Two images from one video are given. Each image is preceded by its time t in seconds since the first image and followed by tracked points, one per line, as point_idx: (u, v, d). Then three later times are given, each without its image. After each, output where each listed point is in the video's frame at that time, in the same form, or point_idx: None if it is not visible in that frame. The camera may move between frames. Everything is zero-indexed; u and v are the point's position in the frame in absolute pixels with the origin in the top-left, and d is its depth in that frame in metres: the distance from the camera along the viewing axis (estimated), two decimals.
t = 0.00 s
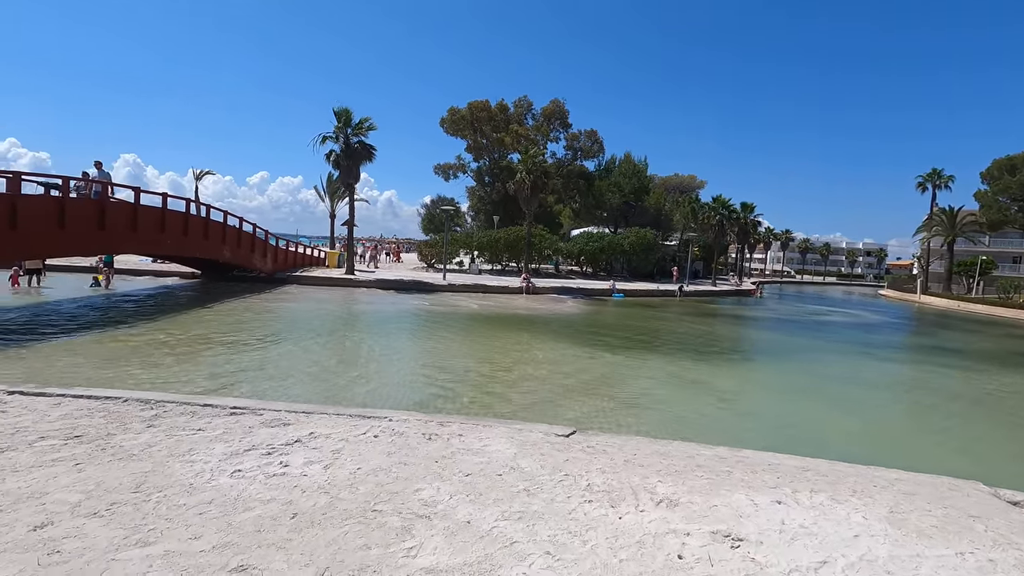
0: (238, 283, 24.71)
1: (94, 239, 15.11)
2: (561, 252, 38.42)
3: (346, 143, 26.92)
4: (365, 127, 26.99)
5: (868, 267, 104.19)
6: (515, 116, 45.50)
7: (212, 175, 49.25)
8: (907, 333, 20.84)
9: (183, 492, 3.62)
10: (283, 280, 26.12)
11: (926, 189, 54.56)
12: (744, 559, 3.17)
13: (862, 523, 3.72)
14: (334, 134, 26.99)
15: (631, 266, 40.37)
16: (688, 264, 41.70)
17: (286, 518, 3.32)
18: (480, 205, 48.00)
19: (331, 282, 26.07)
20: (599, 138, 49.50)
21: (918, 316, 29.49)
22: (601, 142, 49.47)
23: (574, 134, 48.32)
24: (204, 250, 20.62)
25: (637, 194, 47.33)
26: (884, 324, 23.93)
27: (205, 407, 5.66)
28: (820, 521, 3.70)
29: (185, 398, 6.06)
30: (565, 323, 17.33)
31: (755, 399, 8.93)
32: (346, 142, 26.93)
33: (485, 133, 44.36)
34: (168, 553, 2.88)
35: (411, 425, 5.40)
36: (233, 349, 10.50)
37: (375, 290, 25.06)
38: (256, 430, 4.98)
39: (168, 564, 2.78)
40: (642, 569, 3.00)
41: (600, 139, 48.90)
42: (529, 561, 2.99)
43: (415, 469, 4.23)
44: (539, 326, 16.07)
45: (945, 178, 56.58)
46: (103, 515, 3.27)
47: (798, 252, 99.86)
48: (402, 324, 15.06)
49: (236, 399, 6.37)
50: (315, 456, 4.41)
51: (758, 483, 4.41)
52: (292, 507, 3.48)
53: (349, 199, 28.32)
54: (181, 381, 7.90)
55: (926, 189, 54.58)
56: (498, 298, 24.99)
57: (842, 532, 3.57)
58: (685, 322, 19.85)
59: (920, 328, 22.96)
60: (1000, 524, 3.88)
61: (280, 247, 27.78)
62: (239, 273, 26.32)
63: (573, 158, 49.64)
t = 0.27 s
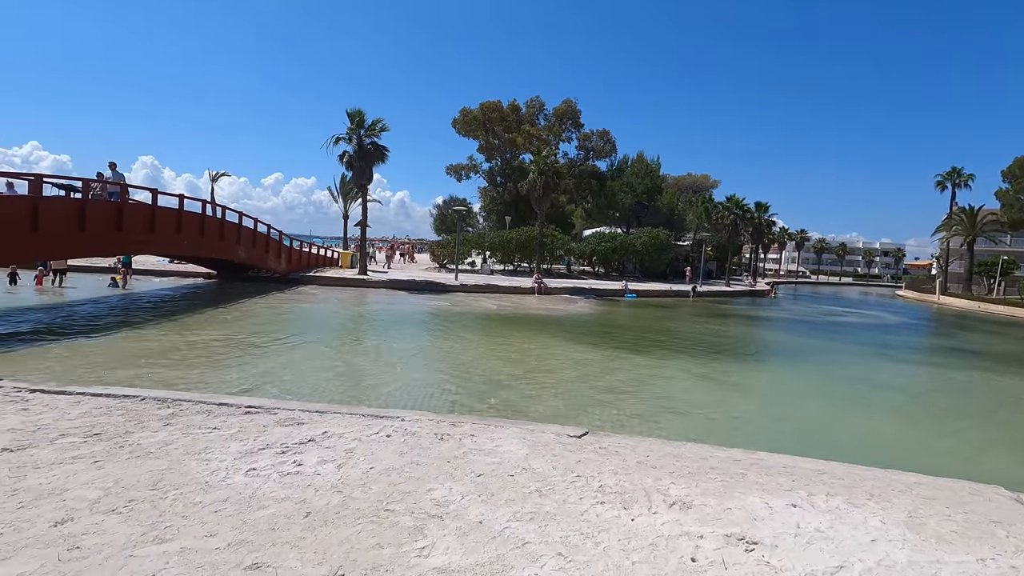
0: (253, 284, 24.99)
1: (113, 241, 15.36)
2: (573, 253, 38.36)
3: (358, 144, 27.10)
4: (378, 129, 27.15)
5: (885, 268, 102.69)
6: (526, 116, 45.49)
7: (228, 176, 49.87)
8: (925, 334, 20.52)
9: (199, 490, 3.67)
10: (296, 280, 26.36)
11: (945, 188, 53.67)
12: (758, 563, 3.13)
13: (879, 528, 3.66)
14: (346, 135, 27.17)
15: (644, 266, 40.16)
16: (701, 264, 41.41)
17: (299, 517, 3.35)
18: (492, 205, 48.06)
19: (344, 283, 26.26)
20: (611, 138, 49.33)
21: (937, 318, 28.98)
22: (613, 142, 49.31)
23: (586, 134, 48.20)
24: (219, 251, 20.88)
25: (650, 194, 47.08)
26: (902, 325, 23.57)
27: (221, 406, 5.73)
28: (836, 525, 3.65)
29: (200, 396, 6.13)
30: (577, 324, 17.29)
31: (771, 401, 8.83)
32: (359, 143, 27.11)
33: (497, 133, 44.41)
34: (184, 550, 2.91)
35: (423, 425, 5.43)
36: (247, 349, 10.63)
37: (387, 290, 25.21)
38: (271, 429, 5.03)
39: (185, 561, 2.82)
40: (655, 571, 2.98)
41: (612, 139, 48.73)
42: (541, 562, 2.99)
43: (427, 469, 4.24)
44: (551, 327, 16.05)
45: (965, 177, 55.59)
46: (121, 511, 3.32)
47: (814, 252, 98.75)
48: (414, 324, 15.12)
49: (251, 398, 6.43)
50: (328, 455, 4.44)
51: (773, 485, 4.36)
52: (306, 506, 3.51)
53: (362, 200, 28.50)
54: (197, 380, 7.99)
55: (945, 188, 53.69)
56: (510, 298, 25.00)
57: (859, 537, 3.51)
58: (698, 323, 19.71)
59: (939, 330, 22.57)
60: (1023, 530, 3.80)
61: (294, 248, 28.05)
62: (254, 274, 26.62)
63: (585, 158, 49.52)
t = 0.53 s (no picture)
0: (269, 284, 25.27)
1: (133, 241, 15.61)
2: (586, 253, 38.25)
3: (373, 145, 27.28)
4: (392, 130, 27.30)
5: (905, 268, 100.89)
6: (540, 117, 45.45)
7: (244, 177, 50.45)
8: (946, 336, 20.12)
9: (216, 487, 3.72)
10: (312, 280, 26.61)
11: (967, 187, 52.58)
12: (776, 567, 3.09)
13: (900, 533, 3.59)
14: (360, 137, 27.36)
15: (658, 266, 39.89)
16: (716, 264, 41.06)
17: (314, 515, 3.37)
18: (506, 206, 48.07)
19: (359, 283, 26.46)
20: (624, 138, 49.10)
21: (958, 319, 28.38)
22: (627, 142, 49.07)
23: (599, 134, 48.02)
24: (236, 251, 21.14)
25: (664, 194, 46.76)
26: (922, 327, 23.13)
27: (237, 405, 5.80)
28: (855, 530, 3.59)
29: (216, 395, 6.20)
30: (590, 324, 17.22)
31: (787, 403, 8.71)
32: (373, 144, 27.28)
33: (511, 133, 44.43)
34: (202, 547, 2.95)
35: (437, 425, 5.44)
36: (262, 348, 10.73)
37: (401, 291, 25.34)
38: (286, 428, 5.07)
39: (202, 558, 2.85)
40: (670, 574, 2.96)
41: (626, 139, 48.51)
42: (555, 564, 2.97)
43: (441, 469, 4.25)
44: (565, 327, 16.01)
45: (988, 175, 54.44)
46: (140, 508, 3.37)
47: (831, 252, 97.34)
48: (427, 324, 15.18)
49: (264, 396, 6.50)
50: (343, 454, 4.47)
51: (791, 489, 4.30)
52: (321, 504, 3.53)
53: (376, 201, 28.67)
54: (214, 379, 8.08)
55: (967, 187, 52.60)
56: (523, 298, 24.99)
57: (879, 542, 3.45)
58: (713, 324, 19.53)
59: (961, 331, 22.11)
60: None
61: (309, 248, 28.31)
62: (270, 274, 26.92)
63: (598, 158, 49.33)
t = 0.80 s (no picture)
0: (285, 283, 25.56)
1: (154, 240, 15.90)
2: (600, 253, 38.11)
3: (388, 145, 27.43)
4: (407, 130, 27.44)
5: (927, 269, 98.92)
6: (554, 116, 45.35)
7: (261, 177, 51.01)
8: (970, 338, 19.68)
9: (234, 484, 3.76)
10: (327, 280, 26.85)
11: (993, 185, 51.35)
12: (795, 572, 3.04)
13: (924, 539, 3.51)
14: (376, 137, 27.52)
15: (673, 266, 39.56)
16: (732, 265, 40.64)
17: (331, 513, 3.40)
18: (520, 205, 48.05)
19: (373, 282, 26.62)
20: (640, 137, 48.78)
21: (983, 321, 27.72)
22: (642, 141, 48.76)
23: (614, 133, 47.76)
24: (254, 251, 21.42)
25: (679, 193, 46.35)
26: (945, 328, 22.66)
27: (255, 403, 5.86)
28: (877, 535, 3.52)
29: (234, 393, 6.28)
30: (605, 324, 17.14)
31: (807, 406, 8.55)
32: (388, 145, 27.44)
33: (525, 133, 44.40)
34: (220, 543, 2.98)
35: (451, 424, 5.44)
36: (279, 346, 10.86)
37: (416, 290, 25.46)
38: (303, 426, 5.12)
39: (221, 553, 2.88)
40: None
41: (641, 138, 48.21)
42: (570, 565, 2.96)
43: (456, 468, 4.25)
44: (579, 327, 15.95)
45: (1014, 174, 53.14)
46: (160, 503, 3.42)
47: (850, 252, 95.77)
48: (442, 323, 15.23)
49: (280, 394, 6.58)
50: (358, 452, 4.49)
51: (810, 493, 4.23)
52: (336, 502, 3.56)
53: (391, 200, 28.83)
54: (231, 377, 8.17)
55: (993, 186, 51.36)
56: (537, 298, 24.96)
57: (901, 548, 3.38)
58: (729, 324, 19.34)
59: (985, 333, 21.61)
60: None
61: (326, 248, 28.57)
62: (287, 273, 27.22)
63: (613, 158, 49.09)
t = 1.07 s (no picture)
0: (301, 282, 25.82)
1: (173, 240, 16.18)
2: (614, 253, 37.97)
3: (402, 146, 27.58)
4: (421, 130, 27.56)
5: (948, 269, 97.02)
6: (568, 116, 45.25)
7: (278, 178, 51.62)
8: (993, 340, 19.28)
9: (251, 481, 3.80)
10: (342, 279, 27.08)
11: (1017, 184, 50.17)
12: None
13: (945, 544, 3.44)
14: (391, 138, 27.68)
15: (688, 266, 39.25)
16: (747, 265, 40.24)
17: (345, 511, 3.42)
18: (533, 205, 48.01)
19: (387, 282, 26.78)
20: (654, 136, 48.48)
21: (1006, 322, 27.11)
22: (656, 140, 48.47)
23: (628, 133, 47.52)
24: (270, 251, 21.68)
25: (694, 192, 45.91)
26: (967, 330, 22.21)
27: (271, 401, 5.92)
28: (897, 540, 3.46)
29: (251, 391, 6.34)
30: (619, 324, 17.06)
31: (824, 408, 8.42)
32: (402, 145, 27.58)
33: (538, 133, 44.37)
34: (236, 539, 3.01)
35: (465, 423, 5.45)
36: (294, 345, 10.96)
37: (429, 290, 25.56)
38: (318, 424, 5.16)
39: (237, 550, 2.91)
40: None
41: (655, 137, 47.92)
42: (583, 566, 2.94)
43: (469, 467, 4.25)
44: (592, 327, 15.90)
45: None
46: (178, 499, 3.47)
47: (868, 252, 94.25)
48: (455, 323, 15.28)
49: (296, 392, 6.65)
50: (373, 451, 4.52)
51: (827, 496, 4.17)
52: (351, 500, 3.58)
53: (405, 201, 28.97)
54: (247, 376, 8.27)
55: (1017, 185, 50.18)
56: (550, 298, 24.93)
57: (922, 553, 3.31)
58: (744, 325, 19.15)
59: (1008, 335, 21.14)
60: None
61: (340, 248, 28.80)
62: (302, 273, 27.50)
63: (627, 157, 48.84)
